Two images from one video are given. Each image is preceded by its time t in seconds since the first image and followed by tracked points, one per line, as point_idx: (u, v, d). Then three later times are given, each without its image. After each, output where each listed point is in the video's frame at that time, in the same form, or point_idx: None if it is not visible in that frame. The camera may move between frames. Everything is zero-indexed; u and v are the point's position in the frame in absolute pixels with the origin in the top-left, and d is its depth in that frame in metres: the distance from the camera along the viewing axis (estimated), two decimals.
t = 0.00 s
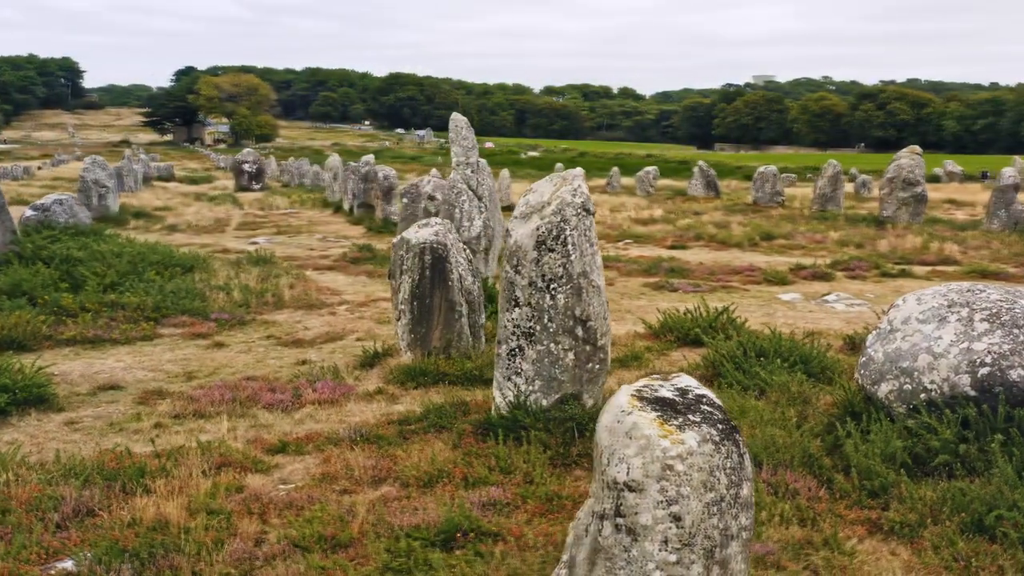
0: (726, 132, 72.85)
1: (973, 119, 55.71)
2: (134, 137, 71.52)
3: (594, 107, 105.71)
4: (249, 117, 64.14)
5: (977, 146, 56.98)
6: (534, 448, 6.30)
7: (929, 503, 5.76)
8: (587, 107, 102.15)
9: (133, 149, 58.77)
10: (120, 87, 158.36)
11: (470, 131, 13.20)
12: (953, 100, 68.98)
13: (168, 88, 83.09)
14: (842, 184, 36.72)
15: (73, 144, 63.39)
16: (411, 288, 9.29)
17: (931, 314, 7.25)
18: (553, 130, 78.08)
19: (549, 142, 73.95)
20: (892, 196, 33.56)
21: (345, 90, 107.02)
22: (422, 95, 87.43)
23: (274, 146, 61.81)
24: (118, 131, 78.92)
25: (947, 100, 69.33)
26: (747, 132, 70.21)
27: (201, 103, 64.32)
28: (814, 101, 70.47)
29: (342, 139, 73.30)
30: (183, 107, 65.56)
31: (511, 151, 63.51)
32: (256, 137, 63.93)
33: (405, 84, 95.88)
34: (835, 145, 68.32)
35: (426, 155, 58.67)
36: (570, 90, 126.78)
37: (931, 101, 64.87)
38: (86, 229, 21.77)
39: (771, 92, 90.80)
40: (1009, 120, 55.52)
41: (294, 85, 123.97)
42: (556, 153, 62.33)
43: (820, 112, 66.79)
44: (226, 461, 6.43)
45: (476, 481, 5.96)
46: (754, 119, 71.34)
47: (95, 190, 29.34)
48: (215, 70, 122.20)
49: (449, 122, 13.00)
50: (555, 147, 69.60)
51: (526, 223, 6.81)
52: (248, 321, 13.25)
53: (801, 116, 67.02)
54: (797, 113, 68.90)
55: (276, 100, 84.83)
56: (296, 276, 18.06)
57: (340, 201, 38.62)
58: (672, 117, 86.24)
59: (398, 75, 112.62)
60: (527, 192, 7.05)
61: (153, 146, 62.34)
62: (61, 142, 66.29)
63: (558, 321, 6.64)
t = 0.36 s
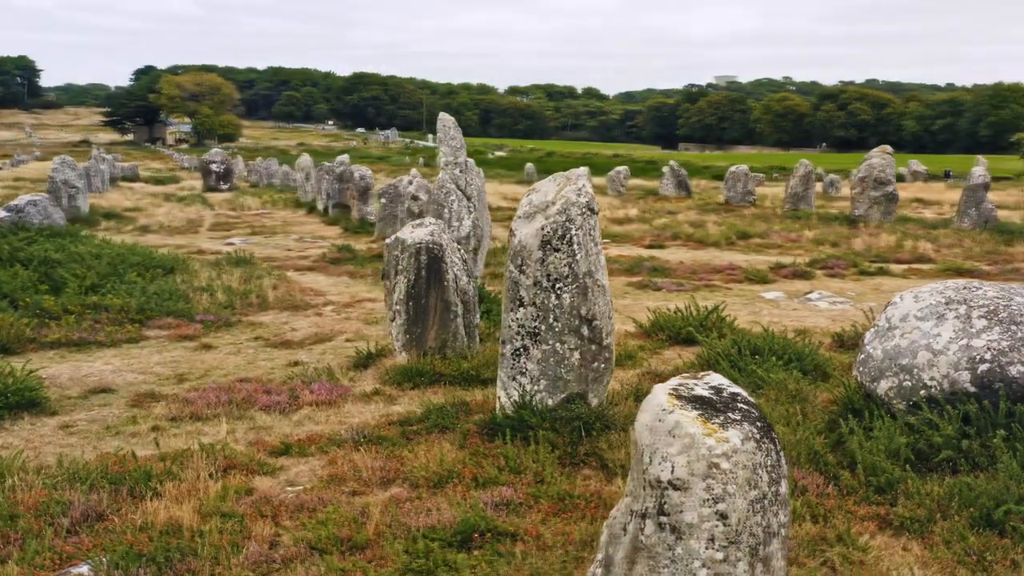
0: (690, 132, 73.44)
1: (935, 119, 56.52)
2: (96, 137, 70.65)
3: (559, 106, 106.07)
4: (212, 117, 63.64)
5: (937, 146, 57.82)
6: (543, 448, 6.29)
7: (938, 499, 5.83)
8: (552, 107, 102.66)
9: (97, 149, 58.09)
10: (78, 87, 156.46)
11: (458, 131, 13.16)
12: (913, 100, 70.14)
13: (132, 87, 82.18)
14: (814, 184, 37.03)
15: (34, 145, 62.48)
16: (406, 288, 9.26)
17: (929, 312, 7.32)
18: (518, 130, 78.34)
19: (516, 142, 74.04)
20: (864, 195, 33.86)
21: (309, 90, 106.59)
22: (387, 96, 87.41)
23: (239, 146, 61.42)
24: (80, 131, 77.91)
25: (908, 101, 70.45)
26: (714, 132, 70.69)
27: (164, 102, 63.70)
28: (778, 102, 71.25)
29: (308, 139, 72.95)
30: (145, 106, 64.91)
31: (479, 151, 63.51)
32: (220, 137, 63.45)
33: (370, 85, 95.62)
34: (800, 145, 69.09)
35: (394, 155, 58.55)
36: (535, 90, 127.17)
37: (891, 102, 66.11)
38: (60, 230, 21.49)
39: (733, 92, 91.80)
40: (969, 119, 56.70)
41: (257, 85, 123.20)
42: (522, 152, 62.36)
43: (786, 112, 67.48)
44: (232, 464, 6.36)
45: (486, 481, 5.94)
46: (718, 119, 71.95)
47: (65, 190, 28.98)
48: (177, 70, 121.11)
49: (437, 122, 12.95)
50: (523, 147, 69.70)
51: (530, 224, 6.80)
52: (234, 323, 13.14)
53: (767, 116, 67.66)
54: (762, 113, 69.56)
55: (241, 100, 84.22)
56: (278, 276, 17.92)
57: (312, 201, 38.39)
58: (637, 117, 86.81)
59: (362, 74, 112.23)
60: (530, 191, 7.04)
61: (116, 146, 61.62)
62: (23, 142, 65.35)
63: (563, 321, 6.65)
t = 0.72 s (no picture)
0: (650, 132, 73.98)
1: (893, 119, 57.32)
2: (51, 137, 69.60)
3: (519, 106, 106.39)
4: (171, 117, 62.98)
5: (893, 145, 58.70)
6: (549, 447, 6.30)
7: (940, 493, 5.91)
8: (513, 107, 103.01)
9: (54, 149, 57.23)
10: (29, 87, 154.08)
11: (442, 132, 13.12)
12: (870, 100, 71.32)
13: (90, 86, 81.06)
14: (783, 183, 37.33)
15: None
16: (398, 289, 9.22)
17: (923, 309, 7.43)
18: (479, 130, 78.52)
19: (478, 142, 74.08)
20: (833, 194, 34.20)
21: (268, 90, 105.88)
22: (347, 96, 87.26)
23: (197, 146, 60.88)
24: (35, 131, 76.69)
25: (865, 101, 71.62)
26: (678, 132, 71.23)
27: (119, 102, 62.94)
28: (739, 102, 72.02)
29: (268, 139, 72.43)
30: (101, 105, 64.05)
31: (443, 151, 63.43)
32: (176, 137, 62.82)
33: (331, 85, 95.21)
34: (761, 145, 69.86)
35: (356, 155, 58.37)
36: (495, 89, 127.44)
37: (847, 102, 67.25)
38: (29, 232, 21.15)
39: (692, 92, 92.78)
40: (924, 118, 57.85)
41: (214, 85, 122.28)
42: (484, 152, 62.37)
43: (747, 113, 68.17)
44: (234, 467, 6.29)
45: (494, 481, 5.93)
46: (677, 119, 72.57)
47: (30, 191, 28.50)
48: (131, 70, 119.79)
49: (421, 122, 12.89)
50: (485, 147, 69.73)
51: (530, 223, 6.80)
52: (216, 325, 13.01)
53: (729, 116, 68.32)
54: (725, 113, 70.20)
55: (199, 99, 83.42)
56: (255, 278, 17.76)
57: (280, 202, 38.10)
58: (598, 116, 87.29)
59: (322, 74, 111.65)
60: (529, 190, 7.04)
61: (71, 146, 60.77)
62: None
63: (565, 320, 6.65)
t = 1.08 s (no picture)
0: (609, 133, 74.38)
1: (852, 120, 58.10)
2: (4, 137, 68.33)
3: (479, 106, 106.51)
4: (125, 117, 62.16)
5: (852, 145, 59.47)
6: (551, 447, 6.31)
7: (939, 488, 6.00)
8: (471, 106, 103.10)
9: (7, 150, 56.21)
10: None
11: (423, 133, 13.08)
12: (826, 100, 72.42)
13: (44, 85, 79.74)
14: (749, 182, 37.53)
15: None
16: (388, 290, 9.18)
17: (913, 307, 7.56)
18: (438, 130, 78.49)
19: (439, 143, 74.00)
20: (800, 193, 34.53)
21: (224, 89, 104.88)
22: (304, 96, 86.83)
23: (154, 146, 60.15)
24: None
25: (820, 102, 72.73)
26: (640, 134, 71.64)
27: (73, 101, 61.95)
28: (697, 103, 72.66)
29: (225, 139, 71.77)
30: (54, 105, 63.02)
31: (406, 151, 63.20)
32: (132, 136, 62.01)
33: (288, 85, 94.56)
34: (721, 146, 70.56)
35: (317, 155, 58.05)
36: (454, 89, 127.46)
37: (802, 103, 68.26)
38: None
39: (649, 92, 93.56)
40: (879, 118, 58.91)
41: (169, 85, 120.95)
42: (444, 152, 62.19)
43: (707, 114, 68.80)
44: (234, 471, 6.22)
45: (498, 481, 5.93)
46: (637, 119, 73.01)
47: None
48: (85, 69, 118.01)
49: (402, 123, 12.85)
50: (446, 147, 69.62)
51: (528, 223, 6.81)
52: (196, 327, 12.87)
53: (689, 116, 68.91)
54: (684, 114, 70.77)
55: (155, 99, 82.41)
56: (229, 279, 17.59)
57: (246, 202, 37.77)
58: (557, 116, 87.64)
59: (279, 73, 110.79)
60: (526, 191, 7.05)
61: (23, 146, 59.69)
62: None
63: (565, 320, 6.67)
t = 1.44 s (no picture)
0: (569, 132, 74.63)
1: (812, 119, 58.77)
2: None
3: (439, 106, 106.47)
4: (78, 116, 61.25)
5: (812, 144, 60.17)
6: (553, 447, 6.31)
7: (936, 483, 6.08)
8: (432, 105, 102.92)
9: None
10: None
11: (405, 132, 13.04)
12: (784, 100, 73.36)
13: None
14: (716, 181, 37.84)
15: None
16: (377, 290, 9.12)
17: (903, 304, 7.66)
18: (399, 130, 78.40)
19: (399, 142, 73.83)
20: (768, 192, 34.79)
21: (178, 88, 103.75)
22: (262, 95, 86.23)
23: (109, 146, 59.37)
24: None
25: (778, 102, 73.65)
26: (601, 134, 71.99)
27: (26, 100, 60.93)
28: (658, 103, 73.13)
29: (180, 138, 70.98)
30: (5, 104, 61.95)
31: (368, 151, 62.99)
32: (86, 136, 61.10)
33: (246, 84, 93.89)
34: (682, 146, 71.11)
35: (276, 155, 57.65)
36: (414, 88, 127.31)
37: (761, 104, 69.07)
38: None
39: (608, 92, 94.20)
40: (836, 118, 59.81)
41: (123, 84, 119.48)
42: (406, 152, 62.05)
43: (667, 114, 69.32)
44: (234, 474, 6.17)
45: (502, 481, 5.92)
46: (597, 119, 73.37)
47: None
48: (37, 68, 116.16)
49: (384, 123, 12.81)
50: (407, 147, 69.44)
51: (526, 223, 6.82)
52: (175, 329, 12.73)
53: (649, 116, 69.39)
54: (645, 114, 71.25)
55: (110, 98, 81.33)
56: (204, 280, 17.41)
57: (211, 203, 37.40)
58: (516, 116, 87.82)
59: (237, 71, 109.87)
60: (521, 191, 7.06)
61: None
62: None
63: (563, 319, 6.68)
